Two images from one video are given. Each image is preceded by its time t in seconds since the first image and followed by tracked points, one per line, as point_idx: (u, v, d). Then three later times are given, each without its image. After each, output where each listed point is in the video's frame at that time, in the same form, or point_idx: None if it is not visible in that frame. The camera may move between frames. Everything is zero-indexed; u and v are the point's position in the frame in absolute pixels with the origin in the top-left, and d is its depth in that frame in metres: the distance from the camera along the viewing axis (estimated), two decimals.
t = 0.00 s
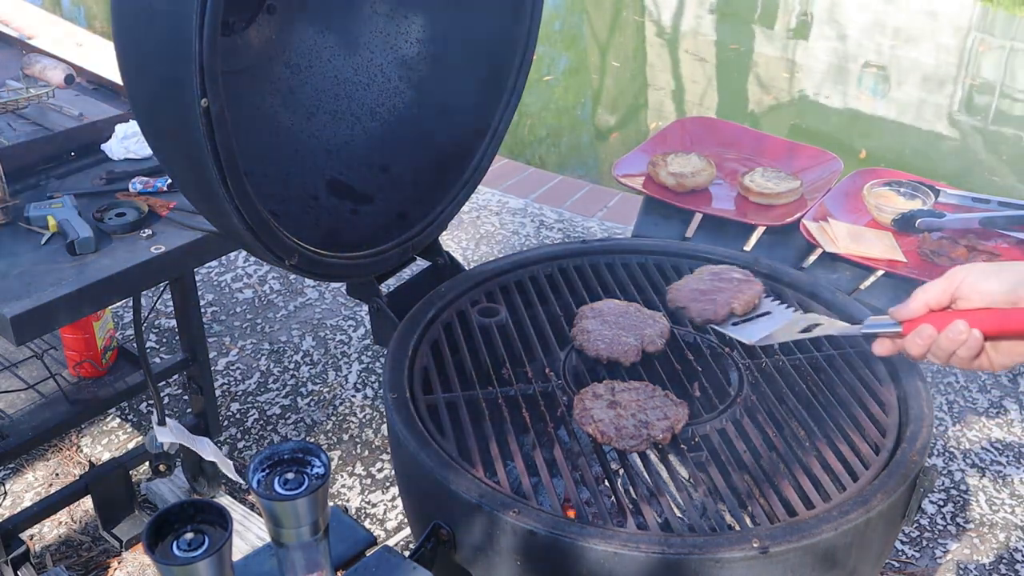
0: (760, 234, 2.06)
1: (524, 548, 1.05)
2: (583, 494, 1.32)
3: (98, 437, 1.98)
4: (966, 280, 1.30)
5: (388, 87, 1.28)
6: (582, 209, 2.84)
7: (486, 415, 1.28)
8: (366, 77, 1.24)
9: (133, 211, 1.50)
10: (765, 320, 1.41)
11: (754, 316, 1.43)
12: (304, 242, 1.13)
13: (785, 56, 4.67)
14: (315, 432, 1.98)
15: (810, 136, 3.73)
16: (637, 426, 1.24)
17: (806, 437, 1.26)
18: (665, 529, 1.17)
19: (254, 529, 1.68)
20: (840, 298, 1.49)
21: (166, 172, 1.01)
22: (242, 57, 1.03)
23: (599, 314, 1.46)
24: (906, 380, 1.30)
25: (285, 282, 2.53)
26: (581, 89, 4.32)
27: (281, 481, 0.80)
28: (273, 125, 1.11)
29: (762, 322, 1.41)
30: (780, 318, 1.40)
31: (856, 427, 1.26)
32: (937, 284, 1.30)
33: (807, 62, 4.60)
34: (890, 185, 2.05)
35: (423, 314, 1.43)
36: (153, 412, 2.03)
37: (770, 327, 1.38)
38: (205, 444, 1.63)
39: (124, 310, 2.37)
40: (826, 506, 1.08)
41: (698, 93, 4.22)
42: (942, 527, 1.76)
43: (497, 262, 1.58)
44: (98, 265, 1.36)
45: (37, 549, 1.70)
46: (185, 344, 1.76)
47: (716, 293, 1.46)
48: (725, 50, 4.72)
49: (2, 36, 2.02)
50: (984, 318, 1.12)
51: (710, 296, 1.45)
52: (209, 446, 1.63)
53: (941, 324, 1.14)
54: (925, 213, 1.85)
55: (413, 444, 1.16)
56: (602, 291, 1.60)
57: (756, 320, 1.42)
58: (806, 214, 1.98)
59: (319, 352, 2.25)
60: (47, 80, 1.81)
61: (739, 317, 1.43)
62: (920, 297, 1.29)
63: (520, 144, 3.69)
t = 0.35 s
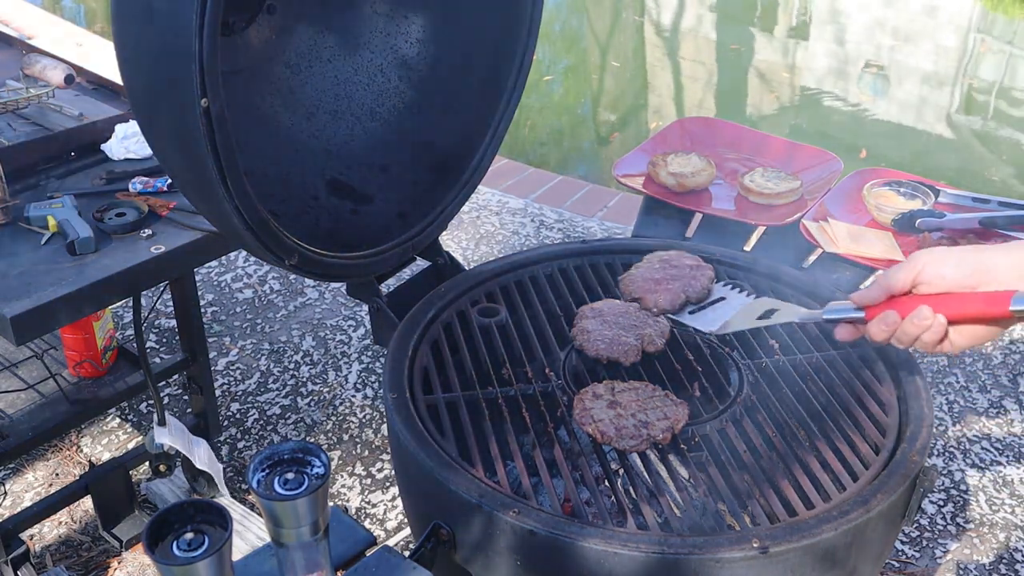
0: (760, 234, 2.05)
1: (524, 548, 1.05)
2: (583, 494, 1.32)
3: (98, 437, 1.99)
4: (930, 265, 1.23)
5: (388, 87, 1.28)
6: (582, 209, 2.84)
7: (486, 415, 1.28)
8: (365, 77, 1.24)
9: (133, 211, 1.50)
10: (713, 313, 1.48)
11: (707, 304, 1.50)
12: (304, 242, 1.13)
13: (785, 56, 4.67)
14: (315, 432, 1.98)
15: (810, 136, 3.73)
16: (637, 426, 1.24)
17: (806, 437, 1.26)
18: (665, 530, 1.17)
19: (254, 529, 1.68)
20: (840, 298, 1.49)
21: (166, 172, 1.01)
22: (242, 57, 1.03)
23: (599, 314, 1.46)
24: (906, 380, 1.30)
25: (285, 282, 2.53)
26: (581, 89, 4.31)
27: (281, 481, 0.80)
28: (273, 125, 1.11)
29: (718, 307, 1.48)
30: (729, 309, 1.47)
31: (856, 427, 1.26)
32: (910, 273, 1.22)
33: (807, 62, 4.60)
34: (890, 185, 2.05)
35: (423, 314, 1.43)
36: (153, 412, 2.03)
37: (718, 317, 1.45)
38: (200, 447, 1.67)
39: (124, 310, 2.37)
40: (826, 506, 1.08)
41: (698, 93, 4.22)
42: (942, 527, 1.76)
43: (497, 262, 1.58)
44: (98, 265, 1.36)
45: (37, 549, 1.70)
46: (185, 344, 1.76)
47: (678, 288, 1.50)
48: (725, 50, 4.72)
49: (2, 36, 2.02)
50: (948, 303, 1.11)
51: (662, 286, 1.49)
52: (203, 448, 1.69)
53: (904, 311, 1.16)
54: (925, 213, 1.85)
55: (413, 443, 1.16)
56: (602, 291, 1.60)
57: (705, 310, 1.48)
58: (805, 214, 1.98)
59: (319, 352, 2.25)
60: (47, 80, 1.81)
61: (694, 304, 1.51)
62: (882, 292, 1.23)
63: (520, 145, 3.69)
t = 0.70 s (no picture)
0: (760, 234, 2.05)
1: (524, 548, 1.05)
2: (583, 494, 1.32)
3: (98, 437, 1.99)
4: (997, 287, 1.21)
5: (388, 87, 1.28)
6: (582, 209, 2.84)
7: (486, 415, 1.28)
8: (365, 77, 1.24)
9: (133, 211, 1.50)
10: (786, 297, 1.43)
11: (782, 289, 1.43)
12: (304, 242, 1.13)
13: (785, 56, 4.67)
14: (315, 432, 1.98)
15: (810, 136, 3.73)
16: (637, 426, 1.24)
17: (805, 436, 1.26)
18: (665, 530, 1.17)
19: (254, 529, 1.68)
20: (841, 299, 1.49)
21: (167, 172, 1.01)
22: (242, 57, 1.03)
23: (599, 314, 1.46)
24: (906, 380, 1.30)
25: (285, 282, 2.53)
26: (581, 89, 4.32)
27: (281, 481, 0.80)
28: (273, 125, 1.11)
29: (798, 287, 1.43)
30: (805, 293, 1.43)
31: (856, 427, 1.26)
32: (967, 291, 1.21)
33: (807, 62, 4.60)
34: (890, 185, 2.05)
35: (423, 314, 1.43)
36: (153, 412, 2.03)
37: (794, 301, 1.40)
38: (201, 447, 1.67)
39: (124, 310, 2.37)
40: (826, 506, 1.08)
41: (698, 93, 4.22)
42: (942, 527, 1.76)
43: (497, 262, 1.58)
44: (98, 265, 1.36)
45: (37, 549, 1.70)
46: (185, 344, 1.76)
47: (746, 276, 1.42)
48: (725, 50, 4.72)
49: (2, 37, 2.03)
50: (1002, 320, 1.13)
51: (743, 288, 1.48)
52: (205, 449, 1.69)
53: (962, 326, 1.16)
54: (925, 213, 1.85)
55: (413, 443, 1.16)
56: (602, 291, 1.60)
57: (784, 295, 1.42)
58: (805, 213, 1.98)
59: (319, 352, 2.25)
60: (47, 80, 1.81)
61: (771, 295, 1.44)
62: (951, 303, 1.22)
63: (520, 145, 3.69)
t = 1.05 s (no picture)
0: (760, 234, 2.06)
1: (524, 549, 1.05)
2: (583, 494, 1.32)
3: (98, 437, 1.99)
4: None
5: (388, 87, 1.28)
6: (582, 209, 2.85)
7: (486, 415, 1.28)
8: (365, 77, 1.24)
9: (133, 211, 1.50)
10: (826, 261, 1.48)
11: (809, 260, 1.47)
12: (304, 241, 1.13)
13: (785, 55, 4.67)
14: (315, 432, 1.98)
15: (811, 136, 3.73)
16: (638, 426, 1.24)
17: (805, 436, 1.26)
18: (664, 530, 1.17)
19: (254, 529, 1.68)
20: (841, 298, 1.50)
21: (167, 172, 1.01)
22: (243, 57, 1.03)
23: (599, 314, 1.46)
24: (906, 380, 1.30)
25: (285, 282, 2.53)
26: (581, 89, 4.32)
27: (281, 481, 0.80)
28: (272, 125, 1.11)
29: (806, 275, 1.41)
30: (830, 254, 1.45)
31: (856, 428, 1.26)
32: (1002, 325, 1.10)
33: (807, 62, 4.60)
34: (890, 185, 2.05)
35: (423, 314, 1.43)
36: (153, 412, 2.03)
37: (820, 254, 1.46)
38: (201, 447, 1.67)
39: (124, 310, 2.37)
40: (826, 506, 1.08)
41: (698, 93, 4.22)
42: (942, 527, 1.76)
43: (497, 262, 1.58)
44: (98, 264, 1.36)
45: (37, 549, 1.70)
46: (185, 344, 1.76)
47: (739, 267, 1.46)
48: (726, 50, 4.73)
49: (2, 36, 2.03)
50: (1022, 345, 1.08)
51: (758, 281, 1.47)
52: (206, 450, 1.69)
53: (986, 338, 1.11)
54: (925, 213, 1.85)
55: (414, 444, 1.16)
56: (602, 291, 1.60)
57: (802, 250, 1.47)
58: (805, 214, 1.98)
59: (319, 352, 2.25)
60: (47, 80, 1.82)
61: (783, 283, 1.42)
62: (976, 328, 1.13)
63: (520, 145, 3.69)
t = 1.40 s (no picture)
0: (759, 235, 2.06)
1: (524, 549, 1.05)
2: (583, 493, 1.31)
3: (98, 437, 1.99)
4: None
5: (388, 87, 1.28)
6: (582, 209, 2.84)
7: (486, 415, 1.28)
8: (365, 77, 1.24)
9: (133, 211, 1.50)
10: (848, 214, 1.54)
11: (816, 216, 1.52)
12: (304, 242, 1.13)
13: (785, 55, 4.67)
14: (315, 432, 1.98)
15: (811, 136, 3.73)
16: (638, 426, 1.24)
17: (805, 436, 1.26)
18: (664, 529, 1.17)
19: (254, 529, 1.68)
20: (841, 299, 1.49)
21: (167, 172, 1.01)
22: (243, 58, 1.03)
23: (599, 314, 1.46)
24: (906, 380, 1.30)
25: (285, 282, 2.53)
26: (581, 89, 4.32)
27: (281, 481, 0.80)
28: (272, 125, 1.11)
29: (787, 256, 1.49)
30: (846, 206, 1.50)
31: (856, 428, 1.26)
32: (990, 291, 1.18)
33: (808, 62, 4.61)
34: (890, 185, 2.05)
35: (423, 314, 1.43)
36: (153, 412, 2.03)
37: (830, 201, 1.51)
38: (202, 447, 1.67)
39: (124, 310, 2.37)
40: (826, 506, 1.08)
41: (698, 93, 4.22)
42: (942, 527, 1.76)
43: (497, 262, 1.58)
44: (98, 264, 1.36)
45: (37, 549, 1.70)
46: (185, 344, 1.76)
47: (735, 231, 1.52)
48: (726, 50, 4.73)
49: (2, 36, 2.03)
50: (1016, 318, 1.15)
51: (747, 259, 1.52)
52: (207, 450, 1.69)
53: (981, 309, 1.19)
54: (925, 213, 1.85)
55: (414, 444, 1.16)
56: (602, 291, 1.60)
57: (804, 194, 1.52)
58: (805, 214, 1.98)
59: (319, 352, 2.25)
60: (48, 80, 1.82)
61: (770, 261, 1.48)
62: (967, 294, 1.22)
63: (521, 145, 3.69)
